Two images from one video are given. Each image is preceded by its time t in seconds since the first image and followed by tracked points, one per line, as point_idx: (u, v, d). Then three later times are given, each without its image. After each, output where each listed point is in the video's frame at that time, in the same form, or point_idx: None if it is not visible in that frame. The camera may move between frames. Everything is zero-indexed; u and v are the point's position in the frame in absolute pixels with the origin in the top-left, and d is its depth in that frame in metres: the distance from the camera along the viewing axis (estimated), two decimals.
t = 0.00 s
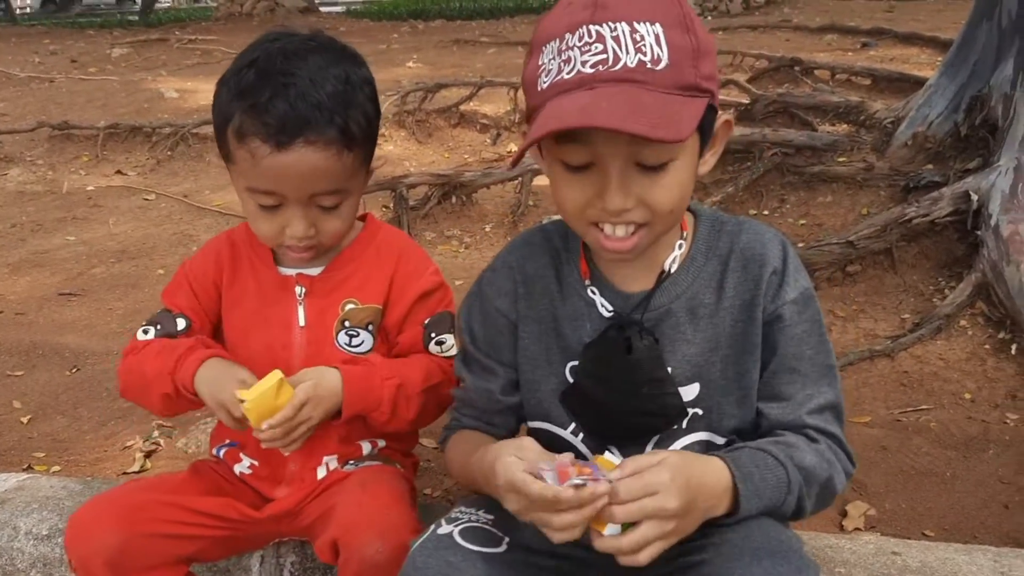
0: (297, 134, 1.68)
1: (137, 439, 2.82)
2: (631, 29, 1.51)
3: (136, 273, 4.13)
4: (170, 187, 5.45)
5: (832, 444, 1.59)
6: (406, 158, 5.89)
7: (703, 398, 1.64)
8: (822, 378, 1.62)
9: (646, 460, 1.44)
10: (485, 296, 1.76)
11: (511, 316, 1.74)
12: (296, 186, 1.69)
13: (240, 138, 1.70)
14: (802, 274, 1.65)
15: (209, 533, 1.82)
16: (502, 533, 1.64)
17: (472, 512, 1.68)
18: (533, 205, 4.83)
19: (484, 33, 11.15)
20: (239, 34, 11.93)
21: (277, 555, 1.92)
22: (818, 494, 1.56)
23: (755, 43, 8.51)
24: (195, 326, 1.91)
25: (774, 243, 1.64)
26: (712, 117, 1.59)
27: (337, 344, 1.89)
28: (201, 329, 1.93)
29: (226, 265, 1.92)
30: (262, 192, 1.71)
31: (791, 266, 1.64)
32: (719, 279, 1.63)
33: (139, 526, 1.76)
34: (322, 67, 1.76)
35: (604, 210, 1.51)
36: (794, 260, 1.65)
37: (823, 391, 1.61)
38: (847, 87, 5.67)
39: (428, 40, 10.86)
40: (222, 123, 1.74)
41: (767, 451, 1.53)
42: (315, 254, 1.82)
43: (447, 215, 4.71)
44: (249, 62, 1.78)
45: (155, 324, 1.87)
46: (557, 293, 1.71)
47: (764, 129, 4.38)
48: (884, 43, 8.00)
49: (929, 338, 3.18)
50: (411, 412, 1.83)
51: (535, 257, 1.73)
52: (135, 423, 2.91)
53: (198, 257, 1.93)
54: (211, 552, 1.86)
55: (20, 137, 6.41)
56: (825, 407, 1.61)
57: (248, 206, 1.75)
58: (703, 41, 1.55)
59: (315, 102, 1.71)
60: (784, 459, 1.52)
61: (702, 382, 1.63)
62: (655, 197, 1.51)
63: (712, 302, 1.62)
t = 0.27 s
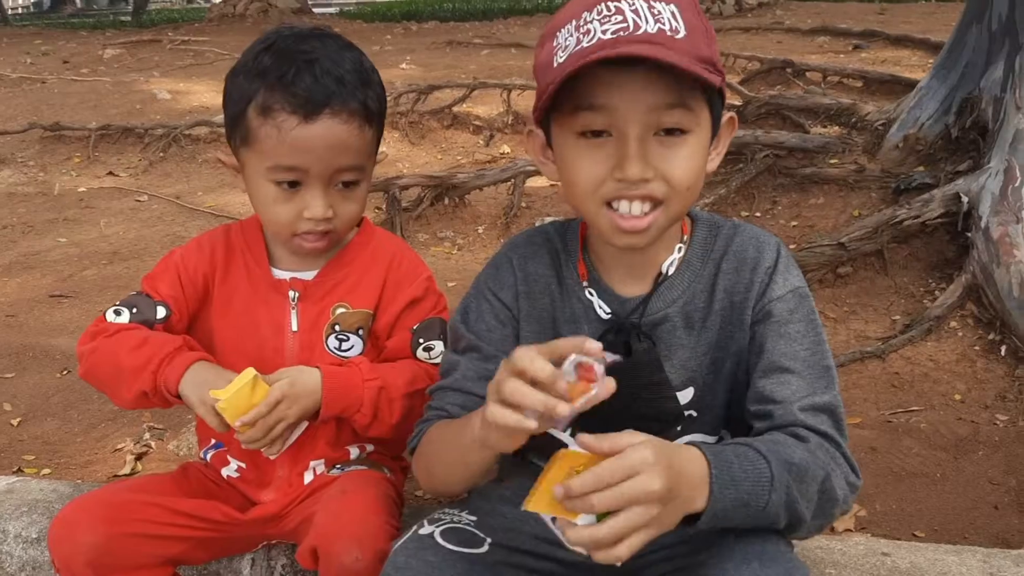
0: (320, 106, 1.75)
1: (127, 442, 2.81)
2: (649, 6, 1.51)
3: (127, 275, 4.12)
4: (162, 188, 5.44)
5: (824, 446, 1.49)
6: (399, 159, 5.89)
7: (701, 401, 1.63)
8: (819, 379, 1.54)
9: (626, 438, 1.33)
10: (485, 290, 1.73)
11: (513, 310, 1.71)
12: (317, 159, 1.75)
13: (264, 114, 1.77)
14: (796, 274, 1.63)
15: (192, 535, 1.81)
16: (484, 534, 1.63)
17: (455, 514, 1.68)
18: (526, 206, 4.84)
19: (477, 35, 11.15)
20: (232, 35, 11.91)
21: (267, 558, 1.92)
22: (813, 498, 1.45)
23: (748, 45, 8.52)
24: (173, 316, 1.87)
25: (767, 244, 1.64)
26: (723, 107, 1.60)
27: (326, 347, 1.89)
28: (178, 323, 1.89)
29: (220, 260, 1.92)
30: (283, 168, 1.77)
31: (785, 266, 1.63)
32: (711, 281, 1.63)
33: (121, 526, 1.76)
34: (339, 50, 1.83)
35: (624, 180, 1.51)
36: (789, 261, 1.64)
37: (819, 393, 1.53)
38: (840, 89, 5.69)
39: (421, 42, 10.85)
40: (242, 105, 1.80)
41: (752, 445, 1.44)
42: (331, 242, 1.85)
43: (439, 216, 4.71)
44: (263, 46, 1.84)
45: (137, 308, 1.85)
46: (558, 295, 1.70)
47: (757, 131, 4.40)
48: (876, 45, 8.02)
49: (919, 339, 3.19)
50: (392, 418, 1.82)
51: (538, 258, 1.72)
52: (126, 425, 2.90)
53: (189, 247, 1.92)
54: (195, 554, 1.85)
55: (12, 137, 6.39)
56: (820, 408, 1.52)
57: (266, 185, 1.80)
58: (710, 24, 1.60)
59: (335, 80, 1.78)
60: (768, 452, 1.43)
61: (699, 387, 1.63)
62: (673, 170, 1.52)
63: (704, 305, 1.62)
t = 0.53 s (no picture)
0: (328, 94, 1.78)
1: (117, 444, 2.80)
2: (639, 6, 1.52)
3: (118, 277, 4.09)
4: (153, 190, 5.42)
5: (821, 461, 1.46)
6: (391, 161, 5.89)
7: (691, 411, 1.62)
8: (812, 395, 1.49)
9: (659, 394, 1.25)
10: (475, 301, 1.70)
11: (503, 320, 1.67)
12: (323, 146, 1.77)
13: (271, 100, 1.79)
14: (790, 286, 1.58)
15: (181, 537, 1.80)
16: (481, 535, 1.62)
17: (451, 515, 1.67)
18: (519, 208, 4.83)
19: (469, 37, 11.15)
20: (223, 36, 11.87)
21: (259, 561, 1.90)
22: (815, 511, 1.43)
23: (740, 48, 8.54)
24: (162, 309, 1.87)
25: (759, 256, 1.60)
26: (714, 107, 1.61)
27: (316, 349, 1.88)
28: (168, 315, 1.89)
29: (213, 256, 1.91)
30: (288, 155, 1.79)
31: (778, 279, 1.58)
32: (703, 293, 1.59)
33: (109, 529, 1.75)
34: (344, 46, 1.88)
35: (617, 169, 1.49)
36: (782, 273, 1.60)
37: (811, 408, 1.48)
38: (831, 92, 5.72)
39: (413, 44, 10.84)
40: (248, 94, 1.83)
41: (764, 450, 1.42)
42: (333, 237, 1.86)
43: (432, 218, 4.70)
44: (271, 39, 1.88)
45: (128, 297, 1.86)
46: (548, 304, 1.66)
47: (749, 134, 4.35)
48: (867, 49, 8.05)
49: (910, 341, 3.20)
50: (373, 424, 1.80)
51: (528, 267, 1.69)
52: (116, 428, 2.89)
53: (183, 242, 1.91)
54: (184, 556, 1.84)
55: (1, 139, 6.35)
56: (812, 423, 1.47)
57: (269, 172, 1.81)
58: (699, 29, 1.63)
59: (341, 70, 1.81)
60: (780, 458, 1.41)
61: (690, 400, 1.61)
62: (666, 161, 1.51)
63: (695, 318, 1.58)
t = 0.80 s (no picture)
0: (338, 89, 1.79)
1: (109, 448, 2.79)
2: (609, 16, 1.53)
3: (110, 280, 4.08)
4: (146, 192, 5.40)
5: (812, 476, 1.45)
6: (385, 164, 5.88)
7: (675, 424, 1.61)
8: (801, 412, 1.49)
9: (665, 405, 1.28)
10: (457, 316, 1.70)
11: (484, 336, 1.68)
12: (332, 140, 1.78)
13: (282, 94, 1.80)
14: (779, 301, 1.58)
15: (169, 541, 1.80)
16: (477, 543, 1.61)
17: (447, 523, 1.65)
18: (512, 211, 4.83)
19: (464, 39, 11.15)
20: (217, 39, 11.85)
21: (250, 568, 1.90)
22: (804, 523, 1.43)
23: (734, 52, 8.56)
24: (162, 310, 1.88)
25: (748, 270, 1.59)
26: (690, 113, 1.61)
27: (303, 354, 1.87)
28: (168, 314, 1.90)
29: (208, 259, 1.91)
30: (298, 149, 1.79)
31: (766, 294, 1.58)
32: (690, 306, 1.58)
33: (96, 531, 1.74)
34: (349, 49, 1.89)
35: (594, 177, 1.48)
36: (771, 288, 1.59)
37: (802, 424, 1.48)
38: (824, 96, 5.73)
39: (407, 46, 10.84)
40: (257, 91, 1.83)
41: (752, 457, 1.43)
42: (337, 235, 1.85)
43: (425, 221, 4.69)
44: (278, 41, 1.89)
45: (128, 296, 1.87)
46: (530, 318, 1.66)
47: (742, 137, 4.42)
48: (860, 53, 8.07)
49: (902, 345, 3.21)
50: (345, 428, 1.78)
51: (508, 281, 1.69)
52: (107, 432, 2.88)
53: (180, 243, 1.92)
54: (172, 560, 1.83)
55: None
56: (802, 440, 1.47)
57: (276, 168, 1.81)
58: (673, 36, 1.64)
59: (350, 69, 1.83)
60: (768, 464, 1.42)
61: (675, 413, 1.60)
62: (643, 166, 1.51)
63: (681, 332, 1.58)
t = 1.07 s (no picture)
0: (336, 91, 1.78)
1: (99, 451, 2.77)
2: (578, 23, 1.52)
3: (102, 281, 4.06)
4: (138, 194, 5.38)
5: (802, 476, 1.45)
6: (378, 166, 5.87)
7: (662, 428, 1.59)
8: (788, 412, 1.49)
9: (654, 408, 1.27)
10: (444, 321, 1.69)
11: (472, 341, 1.67)
12: (326, 141, 1.77)
13: (280, 94, 1.79)
14: (764, 301, 1.58)
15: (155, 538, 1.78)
16: (469, 547, 1.61)
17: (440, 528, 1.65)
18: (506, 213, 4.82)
19: (459, 41, 11.15)
20: (211, 40, 11.83)
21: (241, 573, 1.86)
22: (794, 525, 1.42)
23: (728, 55, 8.57)
24: (164, 318, 1.89)
25: (733, 271, 1.59)
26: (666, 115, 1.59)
27: (296, 355, 1.86)
28: (170, 323, 1.91)
29: (202, 258, 1.90)
30: (293, 149, 1.78)
31: (752, 294, 1.58)
32: (676, 306, 1.57)
33: (82, 526, 1.73)
34: (349, 52, 1.88)
35: (567, 191, 1.48)
36: (756, 288, 1.59)
37: (789, 424, 1.47)
38: (818, 98, 5.74)
39: (402, 48, 10.84)
40: (255, 89, 1.82)
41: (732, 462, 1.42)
42: (330, 236, 1.84)
43: (419, 223, 4.68)
44: (279, 41, 1.88)
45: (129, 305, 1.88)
46: (517, 321, 1.65)
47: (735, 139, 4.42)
48: (854, 56, 8.09)
49: (896, 348, 3.21)
50: (339, 431, 1.77)
51: (495, 287, 1.69)
52: (97, 435, 2.86)
53: (176, 245, 1.91)
54: (157, 559, 1.82)
55: None
56: (789, 439, 1.46)
57: (271, 168, 1.80)
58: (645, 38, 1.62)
59: (348, 70, 1.81)
60: (748, 469, 1.40)
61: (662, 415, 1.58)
62: (618, 176, 1.50)
63: (668, 333, 1.57)
